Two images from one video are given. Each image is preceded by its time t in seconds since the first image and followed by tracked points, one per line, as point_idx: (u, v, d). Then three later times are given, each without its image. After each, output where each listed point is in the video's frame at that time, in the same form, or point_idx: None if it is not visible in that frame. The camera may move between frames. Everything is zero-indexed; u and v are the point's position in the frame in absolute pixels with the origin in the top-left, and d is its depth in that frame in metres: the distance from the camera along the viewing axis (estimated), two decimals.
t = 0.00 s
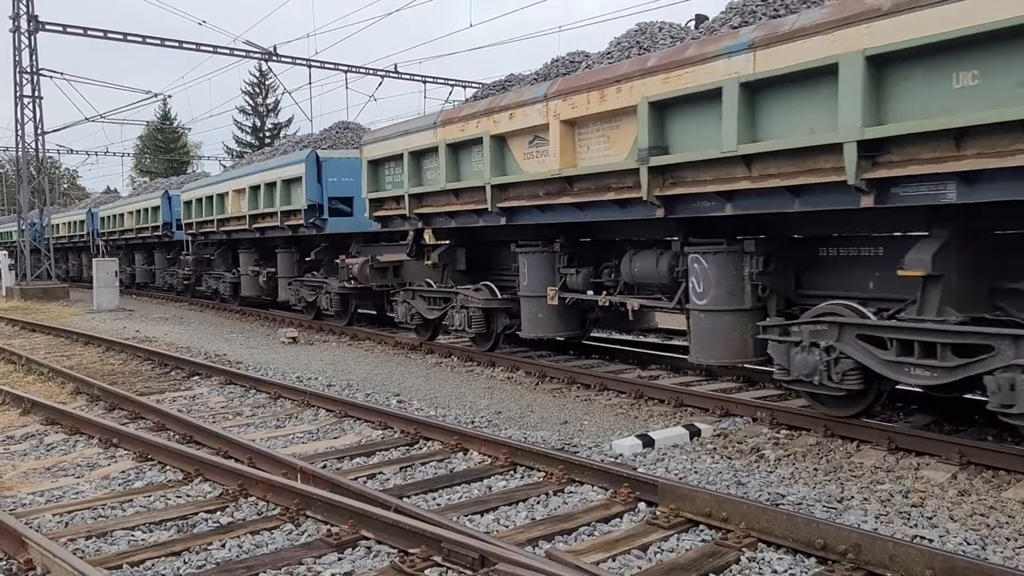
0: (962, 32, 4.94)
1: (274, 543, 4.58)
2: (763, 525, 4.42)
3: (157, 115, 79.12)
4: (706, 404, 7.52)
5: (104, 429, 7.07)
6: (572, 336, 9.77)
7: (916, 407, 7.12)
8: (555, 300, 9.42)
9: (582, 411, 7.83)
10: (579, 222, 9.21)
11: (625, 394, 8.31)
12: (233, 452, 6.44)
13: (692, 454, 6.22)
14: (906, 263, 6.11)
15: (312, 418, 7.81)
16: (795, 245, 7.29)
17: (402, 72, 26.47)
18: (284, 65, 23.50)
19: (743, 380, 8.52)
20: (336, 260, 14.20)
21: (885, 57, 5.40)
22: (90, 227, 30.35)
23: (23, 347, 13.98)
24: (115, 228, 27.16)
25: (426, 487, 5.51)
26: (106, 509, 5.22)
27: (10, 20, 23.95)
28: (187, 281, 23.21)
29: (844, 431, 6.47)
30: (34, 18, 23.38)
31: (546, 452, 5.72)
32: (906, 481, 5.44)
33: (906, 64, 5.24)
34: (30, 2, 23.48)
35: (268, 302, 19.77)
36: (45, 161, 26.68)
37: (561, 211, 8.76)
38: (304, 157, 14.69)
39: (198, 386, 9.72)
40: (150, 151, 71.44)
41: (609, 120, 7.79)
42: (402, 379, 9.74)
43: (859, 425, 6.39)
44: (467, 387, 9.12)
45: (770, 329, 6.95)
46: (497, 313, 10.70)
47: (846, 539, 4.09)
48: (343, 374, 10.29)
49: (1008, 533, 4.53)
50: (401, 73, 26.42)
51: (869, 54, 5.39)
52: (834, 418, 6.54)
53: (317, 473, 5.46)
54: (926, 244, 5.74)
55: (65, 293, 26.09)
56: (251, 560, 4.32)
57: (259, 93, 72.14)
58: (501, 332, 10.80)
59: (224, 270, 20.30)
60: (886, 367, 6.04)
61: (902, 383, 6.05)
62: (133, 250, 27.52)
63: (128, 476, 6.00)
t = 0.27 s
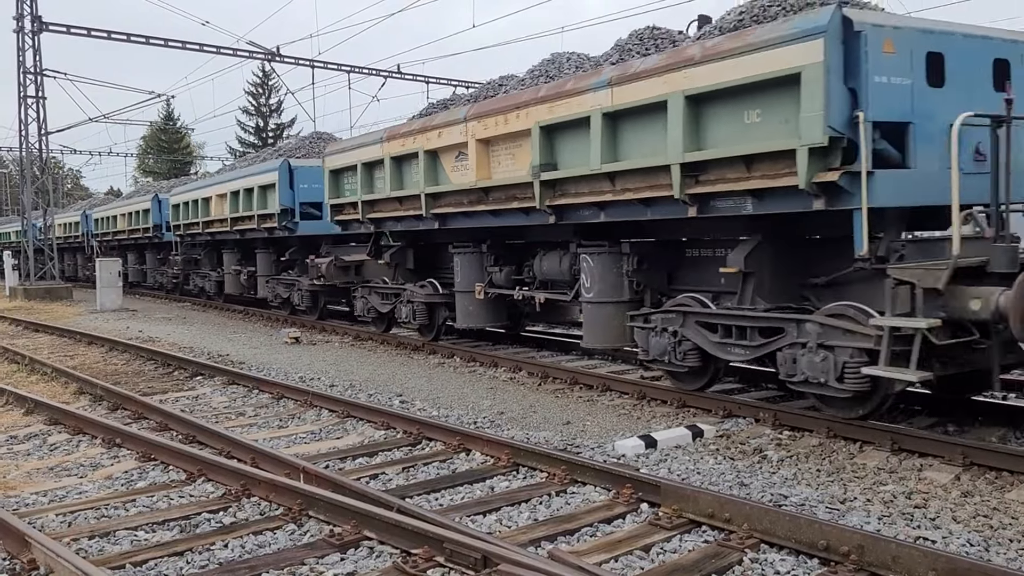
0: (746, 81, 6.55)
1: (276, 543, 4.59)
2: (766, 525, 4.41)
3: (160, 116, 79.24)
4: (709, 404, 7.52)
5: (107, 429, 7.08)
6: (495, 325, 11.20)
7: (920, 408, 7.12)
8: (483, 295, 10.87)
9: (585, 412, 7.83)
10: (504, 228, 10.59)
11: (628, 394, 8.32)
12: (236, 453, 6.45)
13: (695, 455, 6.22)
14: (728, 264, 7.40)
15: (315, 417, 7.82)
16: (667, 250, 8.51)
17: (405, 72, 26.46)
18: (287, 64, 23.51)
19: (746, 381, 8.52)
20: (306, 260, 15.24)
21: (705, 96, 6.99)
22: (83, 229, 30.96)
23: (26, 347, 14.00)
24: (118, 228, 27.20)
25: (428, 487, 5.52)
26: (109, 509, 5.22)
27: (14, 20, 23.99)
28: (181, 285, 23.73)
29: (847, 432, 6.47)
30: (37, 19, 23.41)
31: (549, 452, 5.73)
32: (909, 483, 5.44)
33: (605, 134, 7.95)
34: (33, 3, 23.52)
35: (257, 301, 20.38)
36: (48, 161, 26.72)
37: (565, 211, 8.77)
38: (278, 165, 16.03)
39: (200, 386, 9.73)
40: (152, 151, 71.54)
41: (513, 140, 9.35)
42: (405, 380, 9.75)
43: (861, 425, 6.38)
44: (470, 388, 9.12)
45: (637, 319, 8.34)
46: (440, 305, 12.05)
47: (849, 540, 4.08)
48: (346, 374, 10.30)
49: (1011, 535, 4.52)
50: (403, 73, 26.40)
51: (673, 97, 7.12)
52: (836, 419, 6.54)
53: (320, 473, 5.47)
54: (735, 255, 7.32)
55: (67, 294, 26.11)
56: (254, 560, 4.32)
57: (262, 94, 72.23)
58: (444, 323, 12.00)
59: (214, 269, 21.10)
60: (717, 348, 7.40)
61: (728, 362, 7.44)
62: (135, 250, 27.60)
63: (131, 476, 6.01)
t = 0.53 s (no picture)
0: (614, 109, 7.93)
1: (279, 544, 4.59)
2: (768, 526, 4.41)
3: (163, 116, 79.38)
4: (712, 405, 7.52)
5: (111, 429, 7.09)
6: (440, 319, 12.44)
7: (923, 409, 7.11)
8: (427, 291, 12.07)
9: (587, 412, 7.83)
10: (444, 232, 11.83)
11: (630, 395, 8.32)
12: (239, 453, 6.46)
13: (697, 455, 6.22)
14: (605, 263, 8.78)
15: (318, 418, 7.84)
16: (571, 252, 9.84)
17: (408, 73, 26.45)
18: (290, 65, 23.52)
19: (749, 381, 8.51)
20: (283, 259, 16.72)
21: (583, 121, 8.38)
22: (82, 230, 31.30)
23: (29, 347, 14.03)
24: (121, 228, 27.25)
25: (431, 488, 5.52)
26: (113, 509, 5.23)
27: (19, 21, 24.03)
28: (178, 276, 24.19)
29: (850, 432, 6.47)
30: (42, 20, 23.45)
31: (551, 452, 5.73)
32: (912, 483, 5.43)
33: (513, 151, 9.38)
34: (38, 4, 23.57)
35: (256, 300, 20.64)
36: (52, 162, 26.76)
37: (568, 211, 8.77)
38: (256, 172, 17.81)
39: (204, 386, 9.75)
40: (156, 152, 71.66)
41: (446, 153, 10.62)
42: (407, 380, 9.76)
43: (864, 426, 6.38)
44: (472, 388, 9.13)
45: (544, 310, 9.70)
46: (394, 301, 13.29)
47: (852, 541, 4.08)
48: (349, 374, 10.31)
49: (1015, 536, 4.51)
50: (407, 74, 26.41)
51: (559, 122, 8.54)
52: (840, 420, 6.54)
53: (322, 473, 5.48)
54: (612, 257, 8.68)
55: (71, 294, 26.15)
56: (257, 560, 4.33)
57: (265, 94, 72.32)
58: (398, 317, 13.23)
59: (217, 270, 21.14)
60: (598, 334, 8.81)
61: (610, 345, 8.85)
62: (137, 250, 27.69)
63: (135, 476, 6.02)
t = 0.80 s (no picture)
0: (510, 131, 9.30)
1: (282, 544, 4.60)
2: (771, 527, 4.41)
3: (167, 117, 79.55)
4: (714, 406, 7.52)
5: (114, 429, 7.11)
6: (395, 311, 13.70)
7: (925, 410, 7.11)
8: (382, 287, 13.42)
9: (590, 413, 7.83)
10: (399, 236, 13.14)
11: (633, 395, 8.31)
12: (241, 453, 6.46)
13: (700, 456, 6.22)
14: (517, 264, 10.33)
15: (320, 418, 7.84)
16: (496, 253, 11.16)
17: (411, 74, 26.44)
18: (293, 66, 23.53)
19: (751, 382, 8.51)
20: (264, 260, 17.98)
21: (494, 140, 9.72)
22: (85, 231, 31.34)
23: (32, 348, 14.05)
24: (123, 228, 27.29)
25: (433, 488, 5.53)
26: (116, 509, 5.24)
27: (22, 22, 24.07)
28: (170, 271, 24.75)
29: (852, 433, 6.46)
30: (45, 21, 23.49)
31: (553, 453, 5.73)
32: (915, 484, 5.43)
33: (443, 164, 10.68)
34: (41, 5, 23.62)
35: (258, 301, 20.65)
36: (55, 162, 26.78)
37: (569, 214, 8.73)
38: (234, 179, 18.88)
39: (206, 386, 9.75)
40: (159, 152, 71.75)
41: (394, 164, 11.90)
42: (410, 380, 9.77)
43: (866, 427, 6.37)
44: (475, 389, 9.13)
45: (473, 302, 11.06)
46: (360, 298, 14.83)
47: (854, 542, 4.08)
48: (351, 375, 10.31)
49: (1017, 537, 4.51)
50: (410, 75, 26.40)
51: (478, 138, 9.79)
52: (842, 421, 6.53)
53: (325, 473, 5.48)
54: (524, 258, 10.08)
55: (74, 295, 26.18)
56: (259, 560, 4.34)
57: (268, 95, 72.40)
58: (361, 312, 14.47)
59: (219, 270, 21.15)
60: (554, 330, 9.33)
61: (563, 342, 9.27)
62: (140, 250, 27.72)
63: (138, 476, 6.03)
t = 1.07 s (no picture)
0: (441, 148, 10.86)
1: (285, 543, 4.61)
2: (774, 527, 4.41)
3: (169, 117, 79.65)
4: (717, 405, 7.52)
5: (117, 429, 7.12)
6: (361, 306, 14.96)
7: (929, 410, 7.10)
8: (347, 284, 14.64)
9: (592, 413, 7.83)
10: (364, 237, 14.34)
11: (635, 395, 8.32)
12: (244, 453, 6.47)
13: (702, 455, 6.22)
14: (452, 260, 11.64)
15: (323, 418, 7.85)
16: (443, 255, 12.69)
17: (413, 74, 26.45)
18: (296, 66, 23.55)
19: (754, 382, 8.51)
20: (245, 260, 19.02)
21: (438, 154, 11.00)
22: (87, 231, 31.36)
23: (35, 348, 14.07)
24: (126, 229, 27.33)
25: (436, 488, 5.53)
26: (119, 509, 5.25)
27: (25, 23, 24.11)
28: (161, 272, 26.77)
29: (856, 433, 6.45)
30: (47, 21, 23.51)
31: (556, 452, 5.73)
32: (918, 484, 5.42)
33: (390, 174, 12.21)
34: (44, 5, 23.65)
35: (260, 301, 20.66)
36: (58, 162, 26.81)
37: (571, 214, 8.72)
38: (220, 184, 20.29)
39: (209, 386, 9.76)
40: (161, 153, 71.80)
41: (350, 173, 13.38)
42: (412, 380, 9.78)
43: (870, 427, 6.37)
44: (477, 389, 9.13)
45: (421, 297, 12.33)
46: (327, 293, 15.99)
47: (857, 542, 4.07)
48: (354, 375, 10.31)
49: (1021, 537, 4.50)
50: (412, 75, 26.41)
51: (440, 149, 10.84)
52: (845, 420, 6.53)
53: (327, 473, 5.49)
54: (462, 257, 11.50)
55: (77, 295, 26.22)
56: (263, 560, 4.35)
57: (271, 95, 72.43)
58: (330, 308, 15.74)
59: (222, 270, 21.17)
60: (451, 314, 11.58)
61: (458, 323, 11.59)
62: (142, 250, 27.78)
63: (141, 476, 6.04)
